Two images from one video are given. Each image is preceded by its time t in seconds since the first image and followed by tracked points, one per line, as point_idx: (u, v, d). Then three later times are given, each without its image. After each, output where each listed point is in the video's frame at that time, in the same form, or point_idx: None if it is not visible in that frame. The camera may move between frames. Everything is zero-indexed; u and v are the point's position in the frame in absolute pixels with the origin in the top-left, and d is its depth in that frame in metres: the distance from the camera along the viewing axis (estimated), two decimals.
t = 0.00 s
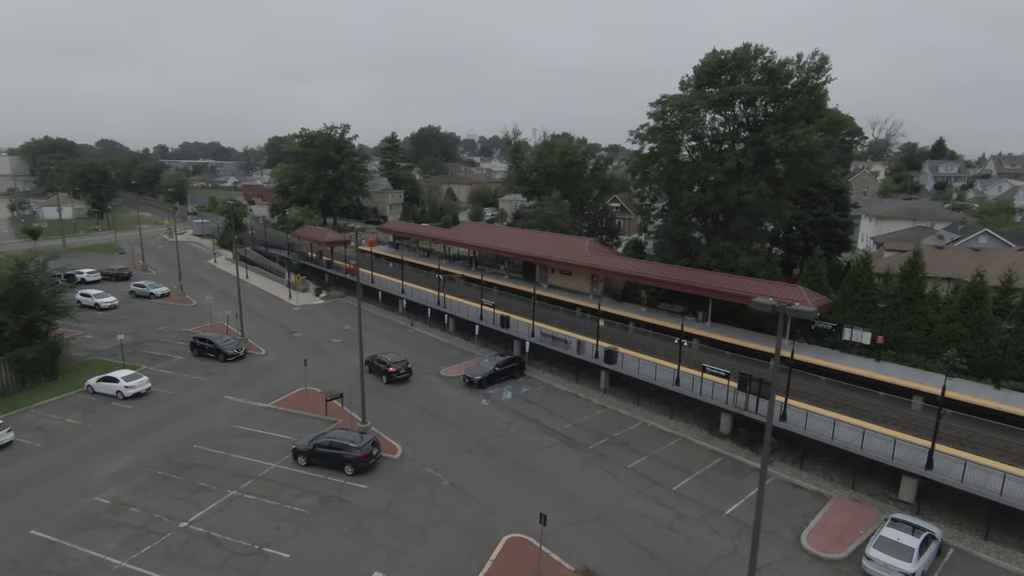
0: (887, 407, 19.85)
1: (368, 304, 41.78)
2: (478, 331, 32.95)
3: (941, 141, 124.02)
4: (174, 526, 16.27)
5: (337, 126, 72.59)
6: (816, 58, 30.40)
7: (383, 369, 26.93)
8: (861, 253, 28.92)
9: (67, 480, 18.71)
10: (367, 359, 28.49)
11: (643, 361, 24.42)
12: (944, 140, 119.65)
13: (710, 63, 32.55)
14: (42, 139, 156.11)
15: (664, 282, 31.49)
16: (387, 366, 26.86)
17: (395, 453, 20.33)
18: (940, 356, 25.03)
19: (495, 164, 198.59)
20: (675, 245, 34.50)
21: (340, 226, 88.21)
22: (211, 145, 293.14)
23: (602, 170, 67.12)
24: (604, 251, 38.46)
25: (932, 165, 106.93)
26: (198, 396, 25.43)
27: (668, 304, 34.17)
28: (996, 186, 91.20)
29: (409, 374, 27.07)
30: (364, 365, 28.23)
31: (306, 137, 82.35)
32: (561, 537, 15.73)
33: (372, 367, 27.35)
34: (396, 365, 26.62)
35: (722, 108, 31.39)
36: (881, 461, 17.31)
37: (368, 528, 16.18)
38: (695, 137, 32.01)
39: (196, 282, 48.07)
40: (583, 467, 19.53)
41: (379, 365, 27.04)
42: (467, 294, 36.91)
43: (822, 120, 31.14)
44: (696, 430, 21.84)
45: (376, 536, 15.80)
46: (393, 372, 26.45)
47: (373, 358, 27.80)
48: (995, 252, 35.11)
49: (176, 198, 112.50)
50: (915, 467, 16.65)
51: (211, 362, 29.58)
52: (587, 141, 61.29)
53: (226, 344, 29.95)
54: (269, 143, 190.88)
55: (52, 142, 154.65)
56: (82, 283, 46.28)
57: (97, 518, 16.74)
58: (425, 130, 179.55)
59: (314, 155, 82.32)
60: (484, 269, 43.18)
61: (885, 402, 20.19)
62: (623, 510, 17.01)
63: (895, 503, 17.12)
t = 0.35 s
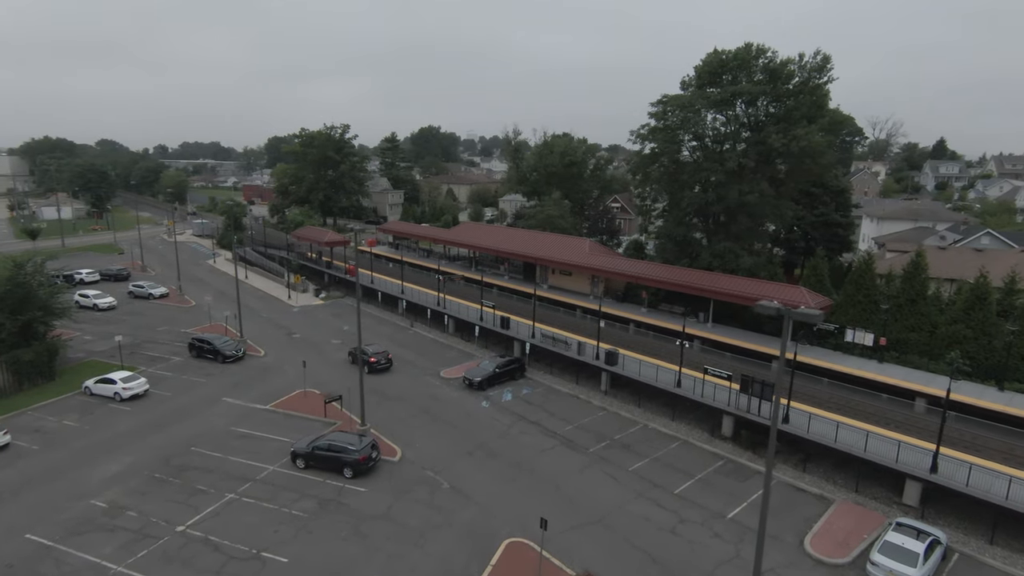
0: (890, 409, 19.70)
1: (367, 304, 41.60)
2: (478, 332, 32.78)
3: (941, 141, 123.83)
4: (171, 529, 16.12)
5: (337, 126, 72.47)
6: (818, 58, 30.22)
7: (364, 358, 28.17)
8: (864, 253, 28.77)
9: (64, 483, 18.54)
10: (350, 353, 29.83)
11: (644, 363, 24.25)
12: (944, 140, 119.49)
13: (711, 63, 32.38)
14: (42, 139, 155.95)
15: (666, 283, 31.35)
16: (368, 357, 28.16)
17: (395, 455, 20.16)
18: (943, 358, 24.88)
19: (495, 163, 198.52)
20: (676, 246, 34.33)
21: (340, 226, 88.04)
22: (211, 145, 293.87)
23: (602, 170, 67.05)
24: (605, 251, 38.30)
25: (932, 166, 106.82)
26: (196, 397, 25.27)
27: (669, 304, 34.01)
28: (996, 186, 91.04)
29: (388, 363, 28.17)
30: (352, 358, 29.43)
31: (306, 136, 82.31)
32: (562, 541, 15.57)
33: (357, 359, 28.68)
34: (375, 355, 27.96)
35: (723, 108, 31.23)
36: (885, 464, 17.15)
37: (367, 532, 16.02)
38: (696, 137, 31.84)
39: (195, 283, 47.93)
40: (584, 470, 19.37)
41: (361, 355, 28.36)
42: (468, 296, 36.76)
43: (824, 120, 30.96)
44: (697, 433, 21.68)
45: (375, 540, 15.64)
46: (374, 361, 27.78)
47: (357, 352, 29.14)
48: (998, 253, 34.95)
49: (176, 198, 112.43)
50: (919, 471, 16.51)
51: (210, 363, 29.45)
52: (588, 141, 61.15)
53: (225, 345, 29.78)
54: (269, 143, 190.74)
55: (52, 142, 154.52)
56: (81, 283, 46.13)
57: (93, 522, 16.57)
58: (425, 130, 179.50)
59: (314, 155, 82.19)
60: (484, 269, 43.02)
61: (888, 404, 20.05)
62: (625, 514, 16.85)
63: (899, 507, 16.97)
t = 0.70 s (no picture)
0: (896, 415, 19.37)
1: (366, 306, 41.26)
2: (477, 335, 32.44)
3: (941, 142, 123.52)
4: (164, 540, 15.78)
5: (336, 127, 72.19)
6: (821, 58, 29.95)
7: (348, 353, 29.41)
8: (867, 256, 28.46)
9: (56, 491, 18.21)
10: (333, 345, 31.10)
11: (645, 367, 23.92)
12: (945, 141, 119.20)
13: (713, 63, 32.12)
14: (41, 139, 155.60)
15: (668, 285, 31.05)
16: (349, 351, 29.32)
17: (393, 463, 19.84)
18: (948, 362, 24.58)
19: (495, 164, 198.25)
20: (677, 248, 33.99)
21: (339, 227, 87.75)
22: (212, 146, 294.28)
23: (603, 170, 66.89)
24: (606, 254, 37.97)
25: (934, 167, 106.62)
26: (192, 402, 24.93)
27: (670, 307, 33.71)
28: (997, 187, 90.76)
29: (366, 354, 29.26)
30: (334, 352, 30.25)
31: (305, 137, 82.04)
32: (563, 551, 15.24)
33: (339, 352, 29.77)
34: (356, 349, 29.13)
35: (725, 109, 30.92)
36: (892, 473, 16.84)
37: (364, 542, 15.71)
38: (698, 138, 31.54)
39: (193, 284, 47.62)
40: (585, 477, 19.06)
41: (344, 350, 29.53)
42: (467, 298, 36.41)
43: (827, 121, 30.66)
44: (700, 439, 21.37)
45: (373, 551, 15.32)
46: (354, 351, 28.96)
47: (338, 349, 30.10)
48: (1002, 255, 34.66)
49: (175, 198, 112.17)
50: (927, 479, 16.19)
51: (206, 367, 29.12)
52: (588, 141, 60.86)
53: (221, 349, 29.45)
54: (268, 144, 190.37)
55: (50, 142, 154.20)
56: (78, 285, 45.82)
57: (85, 531, 16.24)
58: (424, 130, 179.43)
59: (313, 156, 81.94)
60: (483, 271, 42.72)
61: (894, 409, 19.74)
62: (627, 523, 16.53)
63: (906, 516, 16.65)
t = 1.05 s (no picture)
0: (910, 427, 18.85)
1: (368, 310, 40.89)
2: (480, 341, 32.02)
3: (948, 143, 122.56)
4: (158, 556, 15.39)
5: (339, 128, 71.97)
6: (830, 60, 29.25)
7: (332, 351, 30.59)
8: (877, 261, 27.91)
9: (49, 504, 17.84)
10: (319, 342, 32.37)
11: (651, 375, 23.45)
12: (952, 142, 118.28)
13: (720, 65, 31.61)
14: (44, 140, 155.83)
15: (673, 290, 30.63)
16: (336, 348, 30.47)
17: (393, 474, 19.44)
18: (961, 371, 24.05)
19: (497, 164, 197.87)
20: (683, 252, 33.51)
21: (341, 228, 87.48)
22: (215, 147, 295.25)
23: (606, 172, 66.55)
24: (611, 258, 37.54)
25: (940, 169, 105.91)
26: (191, 410, 24.57)
27: (676, 312, 33.25)
28: (1005, 189, 89.91)
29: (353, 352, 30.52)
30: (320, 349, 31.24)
31: (307, 138, 81.84)
32: (568, 569, 14.79)
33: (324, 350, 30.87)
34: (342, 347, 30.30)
35: (732, 111, 30.40)
36: (906, 488, 16.34)
37: (363, 559, 15.28)
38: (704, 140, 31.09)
39: (194, 287, 47.32)
40: (590, 489, 18.62)
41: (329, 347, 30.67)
42: (470, 303, 36.03)
43: (836, 124, 30.08)
44: (707, 450, 20.90)
45: (371, 568, 14.89)
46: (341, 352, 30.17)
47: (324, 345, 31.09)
48: (1014, 260, 34.08)
49: (178, 199, 112.15)
50: (943, 495, 15.68)
51: (205, 373, 28.74)
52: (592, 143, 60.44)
53: (221, 354, 29.09)
54: (271, 145, 190.45)
55: (54, 142, 154.41)
56: (78, 288, 45.58)
57: (78, 546, 15.86)
58: (427, 130, 179.27)
59: (316, 157, 81.68)
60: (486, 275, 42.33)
61: (907, 420, 19.21)
62: (633, 539, 16.07)
63: (921, 533, 16.15)
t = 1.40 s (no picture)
0: (954, 449, 17.79)
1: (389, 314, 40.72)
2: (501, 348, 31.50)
3: (986, 144, 118.38)
4: (173, 570, 15.17)
5: (362, 131, 72.25)
6: (867, 61, 27.83)
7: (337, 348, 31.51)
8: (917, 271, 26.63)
9: (68, 512, 17.81)
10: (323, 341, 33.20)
11: (677, 389, 22.66)
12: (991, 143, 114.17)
13: (750, 67, 30.60)
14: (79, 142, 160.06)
15: (699, 299, 29.78)
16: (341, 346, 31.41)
17: (411, 488, 19.01)
18: (1007, 389, 22.79)
19: (520, 165, 197.43)
20: (710, 259, 32.54)
21: (364, 230, 87.89)
22: (244, 149, 300.59)
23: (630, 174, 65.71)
24: (635, 264, 36.74)
25: (978, 170, 102.34)
26: (211, 416, 24.52)
27: (702, 320, 32.33)
28: None
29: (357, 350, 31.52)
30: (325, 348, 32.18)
31: (332, 141, 82.41)
32: None
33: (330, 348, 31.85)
34: (347, 345, 31.22)
35: (763, 114, 29.35)
36: (952, 518, 15.34)
37: None
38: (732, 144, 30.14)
39: (218, 289, 47.77)
40: (613, 509, 17.95)
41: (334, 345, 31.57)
42: (491, 309, 35.57)
43: (874, 127, 28.82)
44: (736, 469, 20.06)
45: None
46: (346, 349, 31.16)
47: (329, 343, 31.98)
48: None
49: (206, 201, 114.08)
50: (994, 528, 14.67)
51: (227, 378, 28.78)
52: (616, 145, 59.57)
53: (242, 359, 29.08)
54: (297, 146, 192.95)
55: (89, 144, 158.49)
56: (107, 289, 46.33)
57: (94, 557, 15.74)
58: (450, 132, 179.75)
59: (339, 159, 82.19)
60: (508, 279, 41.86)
61: (951, 442, 18.13)
62: (658, 565, 15.38)
63: (969, 566, 15.15)
